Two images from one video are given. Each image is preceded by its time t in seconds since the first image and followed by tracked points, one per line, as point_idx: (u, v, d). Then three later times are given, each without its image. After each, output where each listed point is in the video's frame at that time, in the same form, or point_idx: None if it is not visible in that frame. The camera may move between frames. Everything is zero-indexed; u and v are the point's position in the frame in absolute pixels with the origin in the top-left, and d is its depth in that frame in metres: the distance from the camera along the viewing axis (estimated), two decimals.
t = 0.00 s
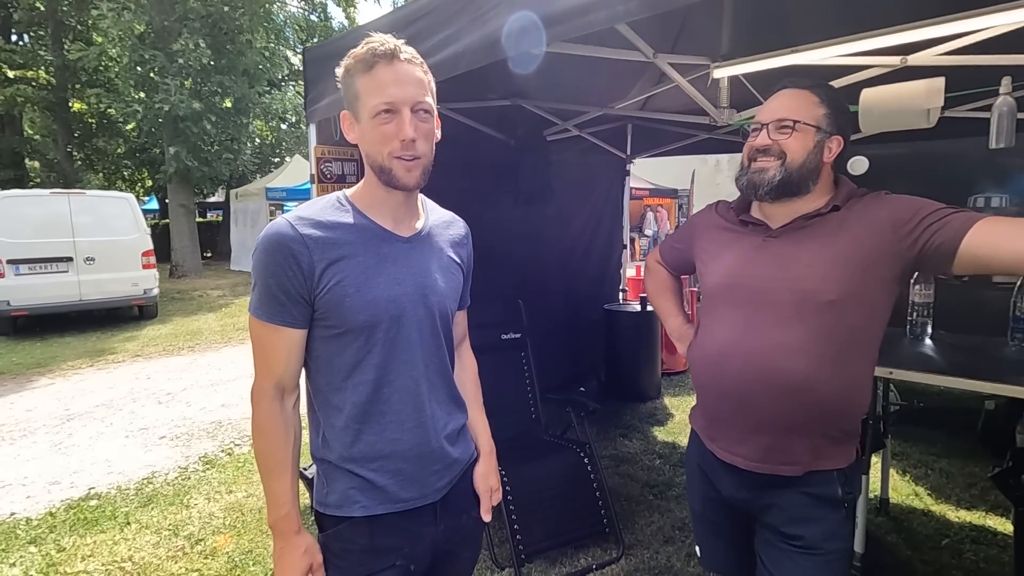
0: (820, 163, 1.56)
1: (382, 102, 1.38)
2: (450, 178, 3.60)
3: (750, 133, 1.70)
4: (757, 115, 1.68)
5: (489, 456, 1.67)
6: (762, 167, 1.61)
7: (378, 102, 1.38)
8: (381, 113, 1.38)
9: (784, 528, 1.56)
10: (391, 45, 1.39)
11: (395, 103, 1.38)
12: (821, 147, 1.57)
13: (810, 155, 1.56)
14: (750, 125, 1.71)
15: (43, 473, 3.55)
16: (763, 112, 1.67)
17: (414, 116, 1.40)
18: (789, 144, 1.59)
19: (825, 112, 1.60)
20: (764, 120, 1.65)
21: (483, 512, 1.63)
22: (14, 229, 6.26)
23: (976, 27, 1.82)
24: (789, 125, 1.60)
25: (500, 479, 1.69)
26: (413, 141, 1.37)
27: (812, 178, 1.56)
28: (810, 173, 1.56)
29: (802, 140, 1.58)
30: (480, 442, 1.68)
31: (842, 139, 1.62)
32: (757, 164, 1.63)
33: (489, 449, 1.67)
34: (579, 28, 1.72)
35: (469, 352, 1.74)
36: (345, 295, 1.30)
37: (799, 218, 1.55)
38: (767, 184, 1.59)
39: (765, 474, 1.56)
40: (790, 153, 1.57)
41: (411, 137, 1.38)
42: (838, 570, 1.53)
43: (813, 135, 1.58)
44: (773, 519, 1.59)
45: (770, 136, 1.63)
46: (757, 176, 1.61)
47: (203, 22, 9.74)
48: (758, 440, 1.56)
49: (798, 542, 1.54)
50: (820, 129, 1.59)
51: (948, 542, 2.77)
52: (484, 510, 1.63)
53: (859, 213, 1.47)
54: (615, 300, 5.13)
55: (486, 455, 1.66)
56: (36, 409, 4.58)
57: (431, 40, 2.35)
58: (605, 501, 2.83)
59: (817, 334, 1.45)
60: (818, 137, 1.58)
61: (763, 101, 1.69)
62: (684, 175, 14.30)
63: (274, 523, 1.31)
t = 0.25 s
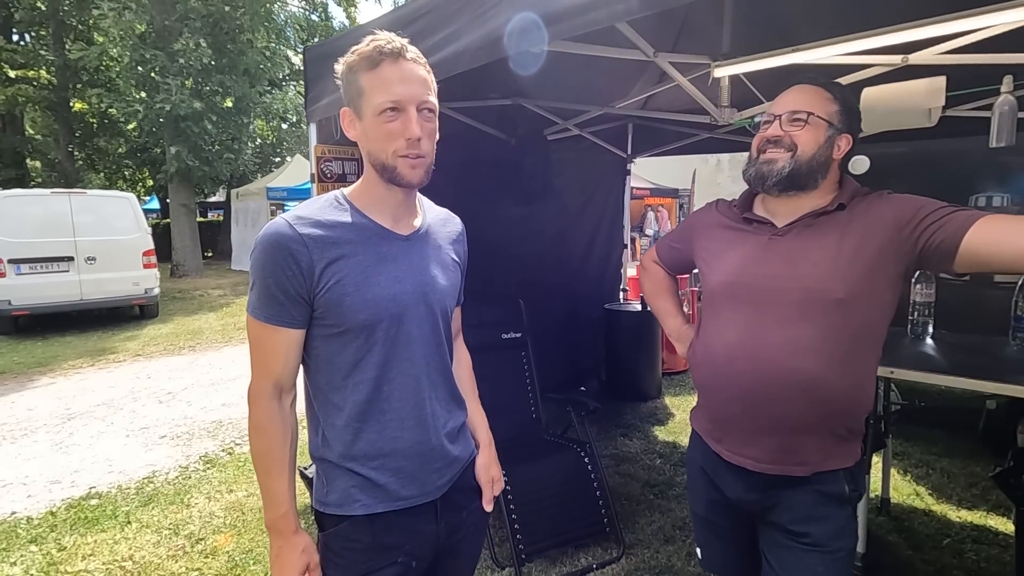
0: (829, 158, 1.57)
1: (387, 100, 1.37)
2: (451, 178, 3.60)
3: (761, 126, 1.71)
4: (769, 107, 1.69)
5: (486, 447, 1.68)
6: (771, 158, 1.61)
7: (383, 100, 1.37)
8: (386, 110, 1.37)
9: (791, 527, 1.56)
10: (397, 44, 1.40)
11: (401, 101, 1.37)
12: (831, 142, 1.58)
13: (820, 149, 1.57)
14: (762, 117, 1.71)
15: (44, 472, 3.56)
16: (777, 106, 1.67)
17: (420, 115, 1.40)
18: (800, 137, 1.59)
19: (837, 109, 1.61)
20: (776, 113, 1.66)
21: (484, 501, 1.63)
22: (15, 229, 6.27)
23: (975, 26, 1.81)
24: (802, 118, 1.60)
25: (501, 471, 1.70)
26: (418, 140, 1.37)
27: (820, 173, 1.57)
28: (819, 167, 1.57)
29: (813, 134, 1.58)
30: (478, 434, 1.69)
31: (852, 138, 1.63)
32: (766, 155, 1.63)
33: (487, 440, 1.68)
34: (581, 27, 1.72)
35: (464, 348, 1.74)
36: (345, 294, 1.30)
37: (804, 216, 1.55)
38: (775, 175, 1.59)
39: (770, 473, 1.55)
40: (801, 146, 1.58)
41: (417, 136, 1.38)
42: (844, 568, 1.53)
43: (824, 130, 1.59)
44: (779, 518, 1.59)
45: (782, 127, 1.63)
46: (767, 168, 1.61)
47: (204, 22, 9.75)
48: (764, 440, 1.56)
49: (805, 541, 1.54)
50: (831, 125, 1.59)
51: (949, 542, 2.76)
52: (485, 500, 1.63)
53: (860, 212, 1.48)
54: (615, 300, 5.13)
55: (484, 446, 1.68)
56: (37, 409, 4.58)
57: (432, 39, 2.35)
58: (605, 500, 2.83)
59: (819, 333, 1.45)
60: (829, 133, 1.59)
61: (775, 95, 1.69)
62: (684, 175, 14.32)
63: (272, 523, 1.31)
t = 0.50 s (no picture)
0: (833, 160, 1.57)
1: (393, 99, 1.37)
2: (452, 178, 3.60)
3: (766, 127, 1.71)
4: (774, 108, 1.68)
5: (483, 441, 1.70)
6: (776, 159, 1.61)
7: (389, 99, 1.37)
8: (391, 110, 1.37)
9: (791, 526, 1.56)
10: (404, 46, 1.41)
11: (407, 101, 1.38)
12: (835, 144, 1.58)
13: (825, 150, 1.56)
14: (767, 118, 1.71)
15: (44, 472, 3.56)
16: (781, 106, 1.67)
17: (424, 115, 1.40)
18: (804, 139, 1.59)
19: (842, 111, 1.61)
20: (782, 114, 1.66)
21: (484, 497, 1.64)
22: (16, 229, 6.28)
23: (977, 27, 1.81)
24: (806, 120, 1.61)
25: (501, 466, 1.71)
26: (423, 140, 1.38)
27: (825, 174, 1.57)
28: (824, 168, 1.56)
29: (817, 135, 1.58)
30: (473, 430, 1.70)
31: (856, 139, 1.63)
32: (771, 156, 1.63)
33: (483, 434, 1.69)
34: (582, 26, 1.72)
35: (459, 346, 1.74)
36: (345, 295, 1.30)
37: (808, 217, 1.54)
38: (779, 176, 1.59)
39: (772, 474, 1.55)
40: (805, 148, 1.58)
41: (422, 136, 1.38)
42: (846, 568, 1.53)
43: (829, 131, 1.59)
44: (781, 517, 1.59)
45: (786, 128, 1.63)
46: (770, 169, 1.61)
47: (205, 22, 9.77)
48: (766, 440, 1.55)
49: (806, 541, 1.54)
50: (835, 126, 1.59)
51: (950, 542, 2.76)
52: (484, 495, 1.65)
53: (861, 213, 1.48)
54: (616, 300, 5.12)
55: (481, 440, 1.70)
56: (38, 409, 4.59)
57: (432, 40, 2.35)
58: (606, 500, 2.84)
59: (820, 332, 1.45)
60: (833, 134, 1.58)
61: (780, 96, 1.69)
62: (685, 175, 14.31)
63: (271, 525, 1.31)
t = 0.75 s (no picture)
0: (821, 161, 1.56)
1: (392, 99, 1.37)
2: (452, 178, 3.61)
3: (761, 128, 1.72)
4: (769, 109, 1.69)
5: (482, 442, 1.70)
6: (763, 160, 1.63)
7: (389, 99, 1.37)
8: (391, 110, 1.37)
9: (789, 526, 1.57)
10: (403, 46, 1.42)
11: (406, 101, 1.38)
12: (824, 145, 1.57)
13: (814, 151, 1.56)
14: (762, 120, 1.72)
15: (45, 471, 3.57)
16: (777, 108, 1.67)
17: (423, 116, 1.41)
18: (790, 141, 1.60)
19: (835, 111, 1.60)
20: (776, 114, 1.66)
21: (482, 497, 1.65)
22: (18, 229, 6.29)
23: (977, 27, 1.80)
24: (791, 122, 1.62)
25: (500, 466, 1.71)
26: (422, 141, 1.39)
27: (813, 176, 1.56)
28: (810, 170, 1.56)
29: (803, 137, 1.58)
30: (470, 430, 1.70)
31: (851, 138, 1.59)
32: (760, 157, 1.65)
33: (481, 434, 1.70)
34: (582, 26, 1.72)
35: (458, 345, 1.74)
36: (341, 294, 1.30)
37: (805, 218, 1.55)
38: (765, 179, 1.60)
39: (769, 473, 1.55)
40: (792, 150, 1.58)
41: (421, 137, 1.39)
42: (846, 566, 1.53)
43: (818, 132, 1.58)
44: (778, 517, 1.59)
45: (775, 131, 1.65)
46: (758, 170, 1.63)
47: (206, 23, 9.79)
48: (763, 440, 1.55)
49: (804, 541, 1.54)
50: (827, 127, 1.59)
51: (950, 543, 2.76)
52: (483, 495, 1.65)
53: (860, 214, 1.48)
54: (616, 301, 5.12)
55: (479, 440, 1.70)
56: (39, 409, 4.59)
57: (432, 40, 2.35)
58: (606, 500, 2.84)
59: (818, 332, 1.46)
60: (823, 135, 1.58)
61: (776, 97, 1.69)
62: (686, 176, 14.30)
63: (272, 523, 1.30)
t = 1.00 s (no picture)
0: (813, 166, 1.56)
1: (393, 101, 1.38)
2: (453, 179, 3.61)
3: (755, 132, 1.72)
4: (763, 112, 1.69)
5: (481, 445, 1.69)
6: (756, 166, 1.65)
7: (390, 100, 1.37)
8: (392, 111, 1.38)
9: (786, 528, 1.56)
10: (403, 49, 1.42)
11: (407, 103, 1.38)
12: (814, 150, 1.57)
13: (803, 155, 1.56)
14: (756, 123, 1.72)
15: (47, 472, 3.57)
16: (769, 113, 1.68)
17: (424, 117, 1.42)
18: (779, 147, 1.61)
19: (825, 115, 1.59)
20: (767, 118, 1.67)
21: (479, 501, 1.64)
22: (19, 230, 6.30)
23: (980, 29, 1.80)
24: (780, 127, 1.62)
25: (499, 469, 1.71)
26: (423, 143, 1.40)
27: (805, 180, 1.57)
28: (800, 174, 1.56)
29: (792, 142, 1.59)
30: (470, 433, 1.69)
31: (842, 142, 1.58)
32: (753, 162, 1.66)
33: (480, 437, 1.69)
34: (582, 28, 1.72)
35: (459, 348, 1.74)
36: (340, 295, 1.30)
37: (802, 220, 1.55)
38: (756, 185, 1.63)
39: (766, 475, 1.55)
40: (783, 155, 1.59)
41: (422, 138, 1.40)
42: (841, 571, 1.53)
43: (807, 138, 1.58)
44: (773, 521, 1.59)
45: (764, 137, 1.66)
46: (750, 175, 1.66)
47: (207, 24, 9.80)
48: (759, 441, 1.55)
49: (802, 544, 1.54)
50: (816, 131, 1.58)
51: (951, 545, 2.76)
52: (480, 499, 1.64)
53: (858, 215, 1.48)
54: (617, 302, 5.12)
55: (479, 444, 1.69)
56: (41, 409, 4.60)
57: (433, 41, 2.35)
58: (606, 502, 2.84)
59: (816, 333, 1.45)
60: (812, 140, 1.57)
61: (769, 100, 1.69)
62: (687, 177, 14.29)
63: (269, 523, 1.30)
